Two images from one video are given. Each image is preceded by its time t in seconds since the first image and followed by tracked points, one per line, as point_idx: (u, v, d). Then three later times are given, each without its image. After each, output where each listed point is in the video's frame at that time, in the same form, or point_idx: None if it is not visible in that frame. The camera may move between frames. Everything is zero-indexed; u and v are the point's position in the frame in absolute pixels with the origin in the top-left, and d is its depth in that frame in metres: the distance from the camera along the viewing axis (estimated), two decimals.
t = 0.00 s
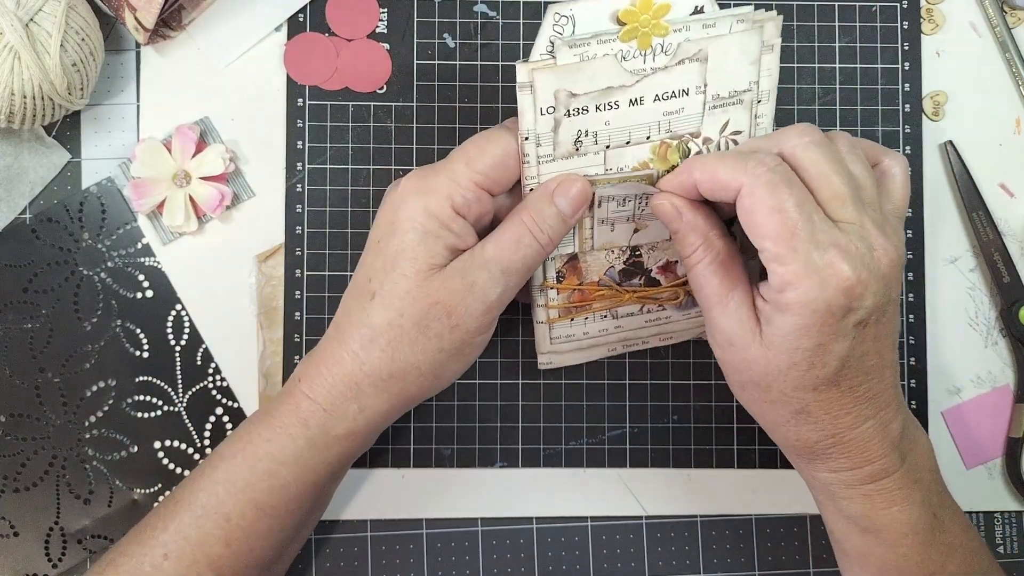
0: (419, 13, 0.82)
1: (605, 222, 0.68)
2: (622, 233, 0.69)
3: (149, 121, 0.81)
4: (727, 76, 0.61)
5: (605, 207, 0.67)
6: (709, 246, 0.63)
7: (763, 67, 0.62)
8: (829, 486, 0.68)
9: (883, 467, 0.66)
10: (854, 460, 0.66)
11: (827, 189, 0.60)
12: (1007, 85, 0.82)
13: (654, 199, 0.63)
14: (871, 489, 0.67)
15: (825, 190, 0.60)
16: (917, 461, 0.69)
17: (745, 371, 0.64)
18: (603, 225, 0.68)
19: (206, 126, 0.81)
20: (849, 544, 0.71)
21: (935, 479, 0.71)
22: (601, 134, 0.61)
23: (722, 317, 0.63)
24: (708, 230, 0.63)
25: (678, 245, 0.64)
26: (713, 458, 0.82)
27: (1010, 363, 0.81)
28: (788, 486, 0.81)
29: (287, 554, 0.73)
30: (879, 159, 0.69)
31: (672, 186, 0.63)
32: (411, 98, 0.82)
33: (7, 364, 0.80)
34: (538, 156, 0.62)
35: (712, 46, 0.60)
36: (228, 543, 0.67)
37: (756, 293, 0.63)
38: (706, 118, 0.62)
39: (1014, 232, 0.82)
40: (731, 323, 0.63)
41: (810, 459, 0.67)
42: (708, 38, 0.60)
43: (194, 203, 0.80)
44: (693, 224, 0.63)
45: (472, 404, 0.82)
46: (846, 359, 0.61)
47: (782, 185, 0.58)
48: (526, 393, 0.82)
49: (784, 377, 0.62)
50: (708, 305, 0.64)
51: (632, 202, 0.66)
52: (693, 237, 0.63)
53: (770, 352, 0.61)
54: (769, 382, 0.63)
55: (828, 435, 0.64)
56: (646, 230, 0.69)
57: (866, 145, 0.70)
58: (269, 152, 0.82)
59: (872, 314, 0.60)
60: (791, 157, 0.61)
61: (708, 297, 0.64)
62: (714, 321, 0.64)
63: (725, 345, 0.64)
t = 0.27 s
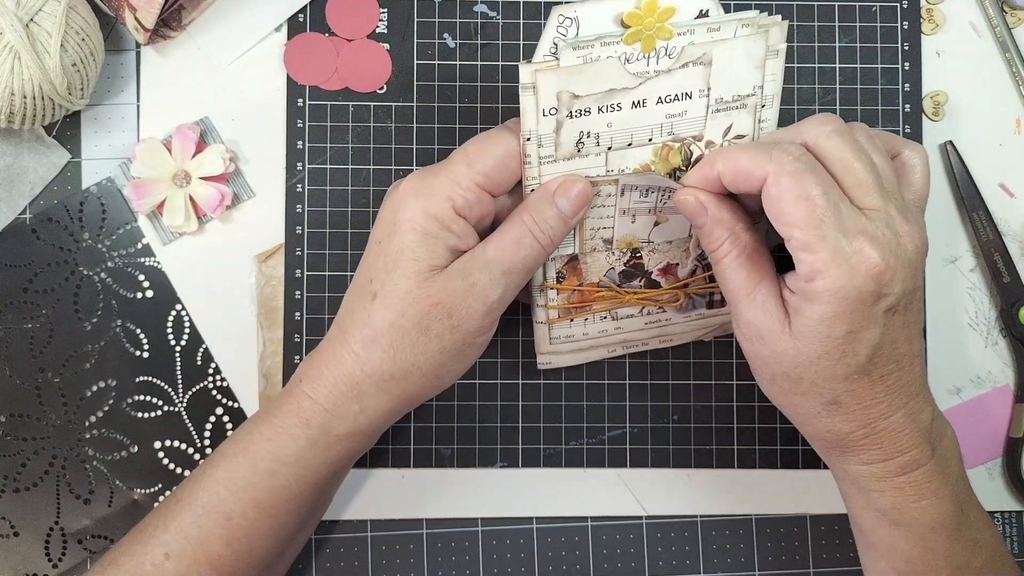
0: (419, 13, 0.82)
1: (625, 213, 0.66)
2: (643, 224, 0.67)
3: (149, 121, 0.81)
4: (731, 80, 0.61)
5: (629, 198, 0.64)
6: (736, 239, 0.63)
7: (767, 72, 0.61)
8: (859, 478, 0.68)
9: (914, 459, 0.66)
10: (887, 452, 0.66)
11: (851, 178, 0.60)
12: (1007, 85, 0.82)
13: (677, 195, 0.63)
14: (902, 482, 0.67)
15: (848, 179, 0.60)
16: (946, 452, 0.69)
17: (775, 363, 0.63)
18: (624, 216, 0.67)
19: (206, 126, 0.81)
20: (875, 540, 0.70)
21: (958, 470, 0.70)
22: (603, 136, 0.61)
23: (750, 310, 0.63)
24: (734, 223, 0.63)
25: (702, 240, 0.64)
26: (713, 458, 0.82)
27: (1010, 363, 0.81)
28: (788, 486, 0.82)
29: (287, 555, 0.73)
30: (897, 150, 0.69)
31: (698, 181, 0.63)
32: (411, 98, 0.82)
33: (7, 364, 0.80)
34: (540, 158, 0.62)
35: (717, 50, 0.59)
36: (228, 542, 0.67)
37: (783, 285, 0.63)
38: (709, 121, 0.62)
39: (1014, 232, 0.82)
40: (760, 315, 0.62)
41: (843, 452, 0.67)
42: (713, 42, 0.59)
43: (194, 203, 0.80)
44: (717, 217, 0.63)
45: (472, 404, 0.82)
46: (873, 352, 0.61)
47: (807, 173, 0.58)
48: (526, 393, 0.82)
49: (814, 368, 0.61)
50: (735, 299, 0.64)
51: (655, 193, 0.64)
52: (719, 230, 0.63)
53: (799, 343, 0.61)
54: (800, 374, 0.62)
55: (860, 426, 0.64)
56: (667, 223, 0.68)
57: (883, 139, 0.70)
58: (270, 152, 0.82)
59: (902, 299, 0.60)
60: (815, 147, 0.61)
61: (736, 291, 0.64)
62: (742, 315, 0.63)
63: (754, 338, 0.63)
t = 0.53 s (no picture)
0: (419, 13, 0.82)
1: (617, 230, 0.69)
2: (636, 238, 0.70)
3: (149, 121, 0.81)
4: (730, 81, 0.60)
5: (620, 216, 0.67)
6: (729, 250, 0.63)
7: (766, 72, 0.61)
8: (866, 481, 0.68)
9: (919, 460, 0.66)
10: (891, 454, 0.66)
11: (835, 183, 0.60)
12: (1007, 85, 0.82)
13: (669, 209, 0.63)
14: (908, 484, 0.67)
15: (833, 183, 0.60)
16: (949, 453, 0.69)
17: (777, 369, 0.63)
18: (615, 233, 0.69)
19: (206, 126, 0.81)
20: (882, 542, 0.70)
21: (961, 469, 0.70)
22: (602, 136, 0.61)
23: (745, 321, 0.63)
24: (726, 234, 0.63)
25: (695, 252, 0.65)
26: (713, 458, 0.82)
27: (1010, 363, 0.81)
28: (788, 486, 0.81)
29: (286, 554, 0.73)
30: (890, 150, 0.69)
31: (686, 196, 0.63)
32: (411, 98, 0.82)
33: (7, 363, 0.80)
34: (539, 157, 0.62)
35: (716, 50, 0.59)
36: (227, 541, 0.67)
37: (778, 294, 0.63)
38: (708, 122, 0.62)
39: (1014, 232, 0.82)
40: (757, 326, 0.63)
41: (848, 456, 0.67)
42: (711, 42, 0.59)
43: (194, 203, 0.80)
44: (710, 230, 0.63)
45: (472, 404, 0.82)
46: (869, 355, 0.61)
47: (792, 179, 0.58)
48: (526, 393, 0.82)
49: (815, 372, 0.62)
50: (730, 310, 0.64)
51: (645, 210, 0.67)
52: (711, 243, 0.63)
53: (798, 349, 0.61)
54: (801, 379, 0.62)
55: (863, 428, 0.64)
56: (658, 237, 0.70)
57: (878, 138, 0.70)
58: (270, 152, 0.82)
59: (896, 298, 0.60)
60: (796, 154, 0.61)
61: (731, 301, 0.64)
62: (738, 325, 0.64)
63: (752, 346, 0.64)
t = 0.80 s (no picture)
0: (419, 13, 0.82)
1: (616, 231, 0.69)
2: (635, 239, 0.70)
3: (149, 121, 0.81)
4: (729, 81, 0.60)
5: (618, 216, 0.68)
6: (724, 248, 0.64)
7: (765, 73, 0.61)
8: (863, 480, 0.68)
9: (917, 458, 0.66)
10: (888, 452, 0.66)
11: (830, 183, 0.61)
12: (1007, 85, 0.82)
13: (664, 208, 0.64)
14: (906, 482, 0.67)
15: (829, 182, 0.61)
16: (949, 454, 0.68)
17: (776, 366, 0.63)
18: (614, 235, 0.69)
19: (206, 126, 0.81)
20: (881, 541, 0.70)
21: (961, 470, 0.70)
22: (603, 137, 0.60)
23: (744, 319, 0.63)
24: (721, 233, 0.64)
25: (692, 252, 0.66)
26: (713, 458, 0.82)
27: (1010, 363, 0.81)
28: (788, 486, 0.81)
29: (287, 554, 0.73)
30: (888, 150, 0.69)
31: (682, 195, 0.64)
32: (411, 98, 0.82)
33: (6, 363, 0.80)
34: (540, 158, 0.61)
35: (714, 51, 0.59)
36: (228, 539, 0.67)
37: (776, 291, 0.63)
38: (707, 122, 0.62)
39: (1015, 232, 0.82)
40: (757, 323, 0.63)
41: (846, 453, 0.67)
42: (711, 43, 0.58)
43: (194, 203, 0.80)
44: (705, 227, 0.64)
45: (472, 404, 0.82)
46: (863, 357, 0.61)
47: (787, 179, 0.58)
48: (526, 393, 0.82)
49: (812, 369, 0.61)
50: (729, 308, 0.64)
51: (642, 209, 0.67)
52: (706, 242, 0.64)
53: (796, 345, 0.61)
54: (799, 376, 0.62)
55: (861, 426, 0.64)
56: (656, 237, 0.70)
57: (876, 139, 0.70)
58: (270, 152, 0.82)
59: (893, 296, 0.60)
60: (792, 155, 0.62)
61: (729, 299, 0.64)
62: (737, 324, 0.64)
63: (752, 345, 0.64)
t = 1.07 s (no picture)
0: (419, 13, 0.82)
1: (615, 230, 0.70)
2: (634, 239, 0.71)
3: (149, 121, 0.81)
4: (722, 77, 0.62)
5: (616, 216, 0.68)
6: (714, 251, 0.64)
7: (757, 69, 0.62)
8: (852, 481, 0.68)
9: (906, 461, 0.66)
10: (877, 455, 0.66)
11: (831, 185, 0.61)
12: (1007, 85, 0.82)
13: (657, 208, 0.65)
14: (894, 484, 0.67)
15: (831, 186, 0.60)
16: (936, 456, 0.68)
17: (766, 370, 0.63)
18: (613, 235, 0.70)
19: (206, 126, 0.81)
20: (869, 542, 0.70)
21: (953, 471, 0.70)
22: (597, 133, 0.62)
23: (732, 321, 0.63)
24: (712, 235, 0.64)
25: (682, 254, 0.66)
26: (713, 458, 0.82)
27: (1010, 364, 0.81)
28: (788, 486, 0.81)
29: (285, 553, 0.73)
30: (886, 153, 0.69)
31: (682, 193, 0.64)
32: (411, 98, 0.82)
33: (6, 363, 0.80)
34: (537, 154, 0.63)
35: (706, 46, 0.60)
36: (227, 538, 0.67)
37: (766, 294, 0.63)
38: (702, 118, 0.63)
39: (1015, 232, 0.82)
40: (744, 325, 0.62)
41: (835, 455, 0.67)
42: (703, 38, 0.60)
43: (194, 203, 0.80)
44: (693, 229, 0.64)
45: (472, 404, 0.82)
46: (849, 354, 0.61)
47: (789, 179, 0.58)
48: (526, 393, 0.82)
49: (803, 372, 0.62)
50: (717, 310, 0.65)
51: (641, 209, 0.68)
52: (696, 242, 0.64)
53: (787, 348, 0.61)
54: (790, 379, 0.62)
55: (851, 428, 0.64)
56: (656, 237, 0.71)
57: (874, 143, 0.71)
58: (270, 152, 0.82)
59: (887, 301, 0.60)
60: (794, 155, 0.62)
61: (718, 301, 0.64)
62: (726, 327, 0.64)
63: (741, 348, 0.64)
